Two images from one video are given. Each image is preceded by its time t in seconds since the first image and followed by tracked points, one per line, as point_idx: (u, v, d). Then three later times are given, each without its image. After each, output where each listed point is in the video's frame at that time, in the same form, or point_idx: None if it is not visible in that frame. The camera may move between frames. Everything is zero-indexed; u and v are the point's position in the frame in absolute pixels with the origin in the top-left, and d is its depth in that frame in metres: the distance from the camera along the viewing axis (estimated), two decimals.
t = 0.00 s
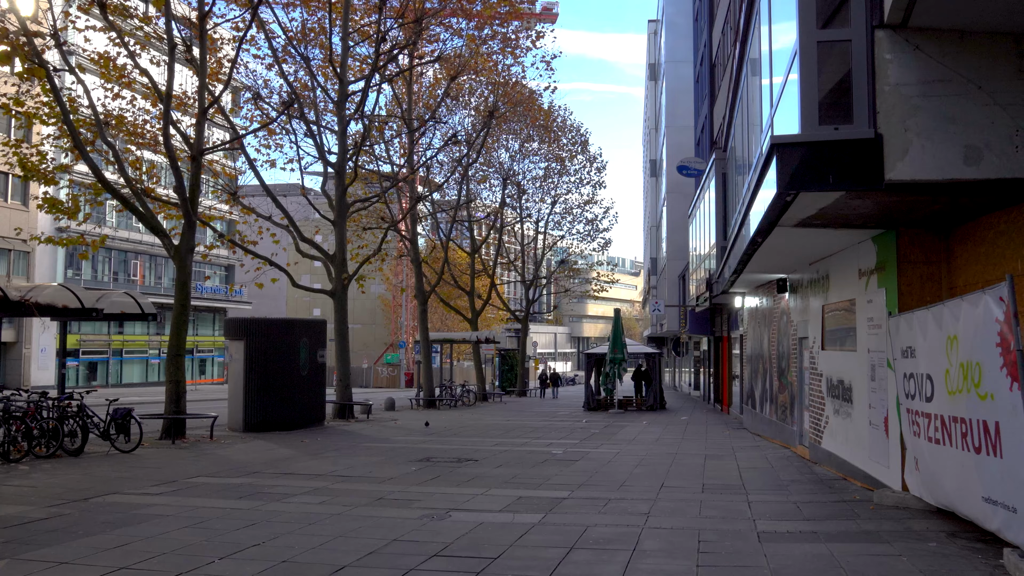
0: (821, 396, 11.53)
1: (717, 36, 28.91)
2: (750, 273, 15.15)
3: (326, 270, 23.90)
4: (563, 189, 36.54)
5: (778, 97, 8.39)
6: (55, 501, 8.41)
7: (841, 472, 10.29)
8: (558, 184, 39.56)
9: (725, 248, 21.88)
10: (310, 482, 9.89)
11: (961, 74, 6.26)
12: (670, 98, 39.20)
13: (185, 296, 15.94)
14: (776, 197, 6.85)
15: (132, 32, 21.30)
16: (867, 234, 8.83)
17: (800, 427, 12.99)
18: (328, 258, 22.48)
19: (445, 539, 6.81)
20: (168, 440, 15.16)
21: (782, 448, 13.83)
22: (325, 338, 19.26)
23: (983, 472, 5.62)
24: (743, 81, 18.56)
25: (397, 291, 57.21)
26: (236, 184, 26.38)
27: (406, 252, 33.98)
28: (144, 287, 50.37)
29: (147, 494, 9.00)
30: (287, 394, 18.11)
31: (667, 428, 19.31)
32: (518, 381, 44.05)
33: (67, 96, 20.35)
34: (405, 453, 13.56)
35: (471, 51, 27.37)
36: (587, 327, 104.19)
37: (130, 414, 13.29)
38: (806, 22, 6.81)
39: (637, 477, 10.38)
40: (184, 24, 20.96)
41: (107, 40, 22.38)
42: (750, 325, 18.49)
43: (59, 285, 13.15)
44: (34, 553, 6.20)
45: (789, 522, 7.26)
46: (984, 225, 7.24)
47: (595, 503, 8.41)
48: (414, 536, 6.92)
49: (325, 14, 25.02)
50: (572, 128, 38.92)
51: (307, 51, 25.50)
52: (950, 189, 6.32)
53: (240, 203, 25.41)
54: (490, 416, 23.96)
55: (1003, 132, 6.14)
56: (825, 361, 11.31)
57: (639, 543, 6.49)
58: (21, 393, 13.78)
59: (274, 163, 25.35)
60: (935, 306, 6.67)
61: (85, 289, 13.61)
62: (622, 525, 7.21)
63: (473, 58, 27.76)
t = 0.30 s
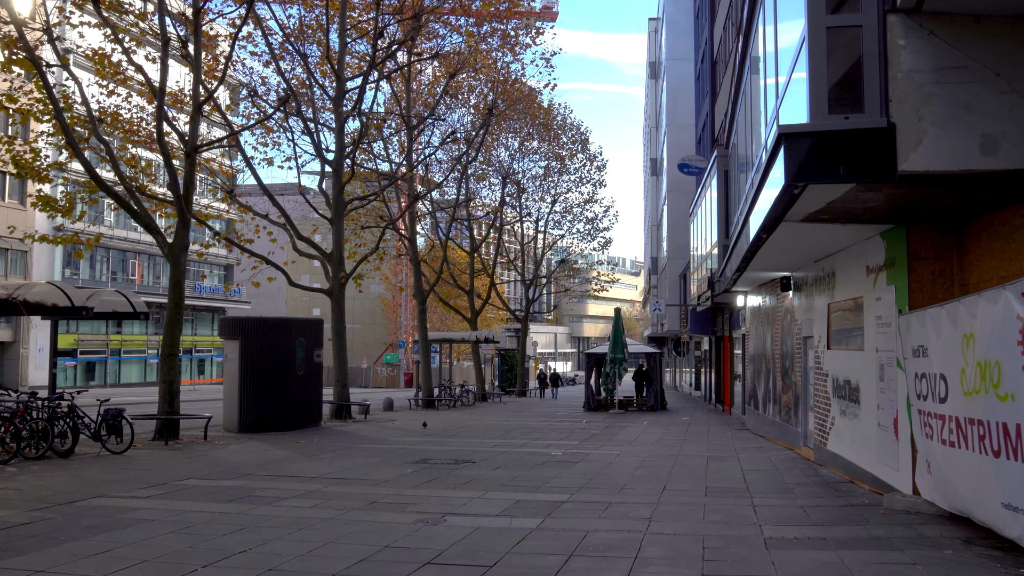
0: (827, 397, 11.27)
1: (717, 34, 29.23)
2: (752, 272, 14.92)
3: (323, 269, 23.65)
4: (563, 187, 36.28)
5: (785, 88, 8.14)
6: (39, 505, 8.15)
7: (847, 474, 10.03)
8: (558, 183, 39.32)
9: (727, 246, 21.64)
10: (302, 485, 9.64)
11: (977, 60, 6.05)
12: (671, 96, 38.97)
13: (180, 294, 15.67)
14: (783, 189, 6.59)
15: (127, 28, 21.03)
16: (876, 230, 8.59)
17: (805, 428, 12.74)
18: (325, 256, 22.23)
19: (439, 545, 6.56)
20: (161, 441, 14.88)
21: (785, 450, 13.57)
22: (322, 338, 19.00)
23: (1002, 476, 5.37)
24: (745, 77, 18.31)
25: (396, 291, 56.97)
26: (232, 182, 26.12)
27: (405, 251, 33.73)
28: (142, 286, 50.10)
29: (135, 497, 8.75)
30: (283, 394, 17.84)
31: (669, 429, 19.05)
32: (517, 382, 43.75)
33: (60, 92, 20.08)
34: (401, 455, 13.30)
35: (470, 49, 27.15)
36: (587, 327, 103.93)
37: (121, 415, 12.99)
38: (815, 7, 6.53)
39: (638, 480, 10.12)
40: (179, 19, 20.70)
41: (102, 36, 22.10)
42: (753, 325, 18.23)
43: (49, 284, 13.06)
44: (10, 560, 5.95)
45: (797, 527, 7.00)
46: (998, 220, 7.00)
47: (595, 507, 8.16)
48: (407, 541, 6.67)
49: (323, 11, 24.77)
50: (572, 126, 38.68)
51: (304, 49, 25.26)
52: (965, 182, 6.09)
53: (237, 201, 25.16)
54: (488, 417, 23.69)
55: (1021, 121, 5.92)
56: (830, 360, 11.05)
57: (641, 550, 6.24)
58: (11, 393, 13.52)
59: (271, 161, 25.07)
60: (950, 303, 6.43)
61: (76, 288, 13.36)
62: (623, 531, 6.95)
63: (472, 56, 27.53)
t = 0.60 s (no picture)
0: (830, 400, 11.02)
1: (717, 32, 29.07)
2: (754, 272, 14.69)
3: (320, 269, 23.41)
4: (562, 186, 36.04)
5: (790, 81, 7.90)
6: (18, 512, 7.91)
7: (852, 480, 9.78)
8: (558, 183, 39.10)
9: (728, 246, 21.38)
10: (293, 491, 9.38)
11: (991, 50, 5.87)
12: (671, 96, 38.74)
13: (172, 295, 15.42)
14: (788, 186, 6.35)
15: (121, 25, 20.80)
16: (882, 228, 8.35)
17: (808, 431, 12.49)
18: (321, 256, 21.98)
19: (430, 555, 6.32)
20: (152, 444, 14.62)
21: (788, 453, 13.32)
22: (317, 338, 18.75)
23: (1018, 486, 5.12)
24: (747, 75, 18.09)
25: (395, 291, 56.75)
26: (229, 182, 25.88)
27: (403, 252, 33.51)
28: (140, 287, 49.86)
29: (119, 504, 8.49)
30: (278, 396, 17.60)
31: (669, 431, 18.77)
32: (516, 383, 43.52)
33: (53, 90, 19.84)
34: (396, 458, 13.06)
35: (468, 47, 26.91)
36: (587, 327, 103.72)
37: (110, 418, 12.73)
38: None
39: (638, 485, 9.87)
40: (173, 17, 20.47)
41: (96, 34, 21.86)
42: (754, 325, 17.98)
43: (36, 284, 12.78)
44: None
45: (802, 537, 6.74)
46: (1009, 218, 6.75)
47: (594, 514, 7.91)
48: (397, 552, 6.42)
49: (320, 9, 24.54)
50: (572, 125, 38.46)
51: (301, 47, 25.04)
52: (976, 177, 5.87)
53: (233, 201, 24.90)
54: (486, 418, 23.45)
55: None
56: (834, 362, 10.81)
57: (640, 561, 5.98)
58: None
59: (268, 160, 24.83)
60: (961, 304, 6.19)
61: (62, 289, 13.17)
62: (621, 540, 6.71)
63: (471, 54, 27.32)
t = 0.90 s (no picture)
0: (833, 401, 10.78)
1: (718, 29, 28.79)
2: (756, 270, 14.44)
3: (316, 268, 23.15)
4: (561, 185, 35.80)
5: (794, 72, 7.66)
6: None
7: (856, 483, 9.53)
8: (557, 182, 38.87)
9: (729, 245, 21.12)
10: (282, 495, 9.12)
11: (1004, 36, 5.63)
12: (671, 94, 38.52)
13: (163, 294, 15.17)
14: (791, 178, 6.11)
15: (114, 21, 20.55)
16: (887, 224, 8.10)
17: (810, 433, 12.25)
18: (317, 255, 21.72)
19: (419, 564, 6.05)
20: (142, 447, 14.36)
21: (790, 455, 13.06)
22: (313, 338, 18.51)
23: None
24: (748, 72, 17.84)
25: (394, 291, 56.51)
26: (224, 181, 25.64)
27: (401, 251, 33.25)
28: (138, 287, 49.62)
29: (100, 509, 8.22)
30: (272, 397, 17.35)
31: (669, 432, 18.51)
32: (516, 383, 43.24)
33: (45, 87, 19.59)
34: (391, 461, 12.81)
35: (466, 44, 26.67)
36: (587, 327, 103.49)
37: (98, 419, 12.45)
38: None
39: (639, 489, 9.60)
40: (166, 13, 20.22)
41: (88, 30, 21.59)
42: (755, 325, 17.73)
43: (20, 282, 12.54)
44: None
45: (807, 543, 6.49)
46: (1020, 212, 6.50)
47: (590, 520, 7.66)
48: (384, 560, 6.17)
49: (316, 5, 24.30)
50: (572, 124, 38.22)
51: (297, 45, 24.81)
52: (988, 168, 5.63)
53: (229, 199, 24.62)
54: (484, 419, 23.20)
55: None
56: (837, 363, 10.55)
57: (637, 570, 5.73)
58: None
59: (264, 159, 24.56)
60: (972, 302, 5.94)
61: (49, 287, 12.95)
62: (617, 547, 6.46)
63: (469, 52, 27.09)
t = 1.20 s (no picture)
0: (837, 402, 10.51)
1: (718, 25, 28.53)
2: (756, 269, 14.19)
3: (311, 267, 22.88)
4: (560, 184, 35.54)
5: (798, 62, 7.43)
6: None
7: (862, 487, 9.27)
8: (557, 181, 38.63)
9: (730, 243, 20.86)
10: (270, 500, 8.86)
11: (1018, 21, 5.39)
12: (670, 92, 38.26)
13: (154, 293, 14.90)
14: (795, 171, 5.85)
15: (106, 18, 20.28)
16: (894, 221, 7.84)
17: (813, 435, 11.99)
18: (312, 254, 21.43)
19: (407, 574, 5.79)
20: (132, 449, 14.08)
21: (793, 458, 12.79)
22: (307, 339, 18.25)
23: None
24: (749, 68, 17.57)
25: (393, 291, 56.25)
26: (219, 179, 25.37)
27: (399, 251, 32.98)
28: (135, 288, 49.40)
29: (81, 515, 7.95)
30: (265, 398, 17.09)
31: (669, 433, 18.25)
32: (515, 383, 42.98)
33: (36, 84, 19.33)
34: (385, 464, 12.55)
35: (464, 42, 26.40)
36: (587, 327, 103.25)
37: (85, 421, 12.18)
38: None
39: (638, 493, 9.33)
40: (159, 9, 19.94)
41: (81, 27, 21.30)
42: (756, 324, 17.48)
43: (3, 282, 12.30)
44: None
45: (812, 552, 6.22)
46: None
47: (587, 526, 7.40)
48: (372, 570, 5.92)
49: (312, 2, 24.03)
50: (571, 123, 37.96)
51: (293, 42, 24.53)
52: (1002, 160, 5.38)
53: (224, 198, 24.34)
54: (482, 420, 22.92)
55: None
56: (841, 363, 10.29)
57: None
58: None
59: (260, 157, 24.28)
60: (986, 300, 5.68)
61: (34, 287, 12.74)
62: (614, 556, 6.20)
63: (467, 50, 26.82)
